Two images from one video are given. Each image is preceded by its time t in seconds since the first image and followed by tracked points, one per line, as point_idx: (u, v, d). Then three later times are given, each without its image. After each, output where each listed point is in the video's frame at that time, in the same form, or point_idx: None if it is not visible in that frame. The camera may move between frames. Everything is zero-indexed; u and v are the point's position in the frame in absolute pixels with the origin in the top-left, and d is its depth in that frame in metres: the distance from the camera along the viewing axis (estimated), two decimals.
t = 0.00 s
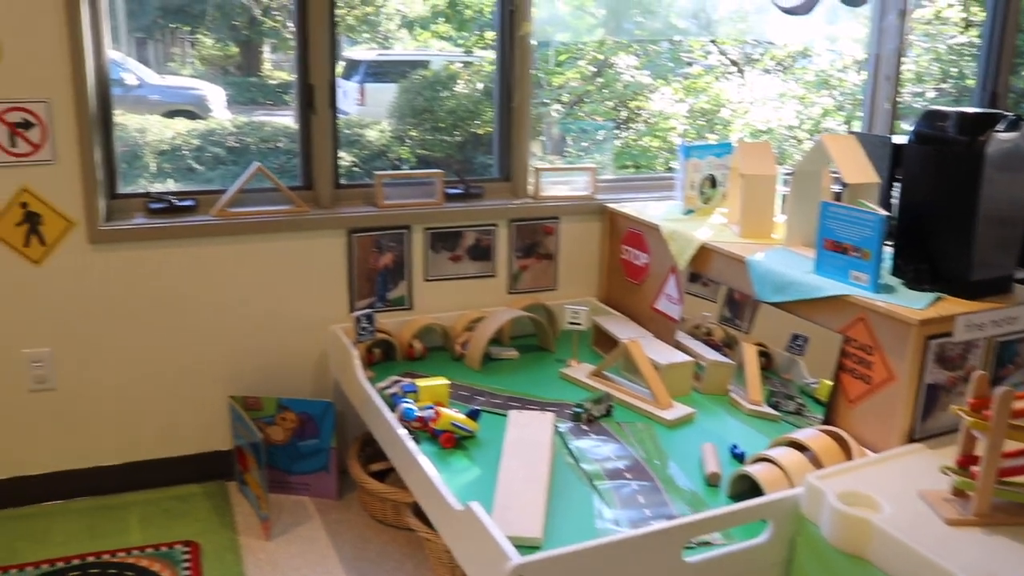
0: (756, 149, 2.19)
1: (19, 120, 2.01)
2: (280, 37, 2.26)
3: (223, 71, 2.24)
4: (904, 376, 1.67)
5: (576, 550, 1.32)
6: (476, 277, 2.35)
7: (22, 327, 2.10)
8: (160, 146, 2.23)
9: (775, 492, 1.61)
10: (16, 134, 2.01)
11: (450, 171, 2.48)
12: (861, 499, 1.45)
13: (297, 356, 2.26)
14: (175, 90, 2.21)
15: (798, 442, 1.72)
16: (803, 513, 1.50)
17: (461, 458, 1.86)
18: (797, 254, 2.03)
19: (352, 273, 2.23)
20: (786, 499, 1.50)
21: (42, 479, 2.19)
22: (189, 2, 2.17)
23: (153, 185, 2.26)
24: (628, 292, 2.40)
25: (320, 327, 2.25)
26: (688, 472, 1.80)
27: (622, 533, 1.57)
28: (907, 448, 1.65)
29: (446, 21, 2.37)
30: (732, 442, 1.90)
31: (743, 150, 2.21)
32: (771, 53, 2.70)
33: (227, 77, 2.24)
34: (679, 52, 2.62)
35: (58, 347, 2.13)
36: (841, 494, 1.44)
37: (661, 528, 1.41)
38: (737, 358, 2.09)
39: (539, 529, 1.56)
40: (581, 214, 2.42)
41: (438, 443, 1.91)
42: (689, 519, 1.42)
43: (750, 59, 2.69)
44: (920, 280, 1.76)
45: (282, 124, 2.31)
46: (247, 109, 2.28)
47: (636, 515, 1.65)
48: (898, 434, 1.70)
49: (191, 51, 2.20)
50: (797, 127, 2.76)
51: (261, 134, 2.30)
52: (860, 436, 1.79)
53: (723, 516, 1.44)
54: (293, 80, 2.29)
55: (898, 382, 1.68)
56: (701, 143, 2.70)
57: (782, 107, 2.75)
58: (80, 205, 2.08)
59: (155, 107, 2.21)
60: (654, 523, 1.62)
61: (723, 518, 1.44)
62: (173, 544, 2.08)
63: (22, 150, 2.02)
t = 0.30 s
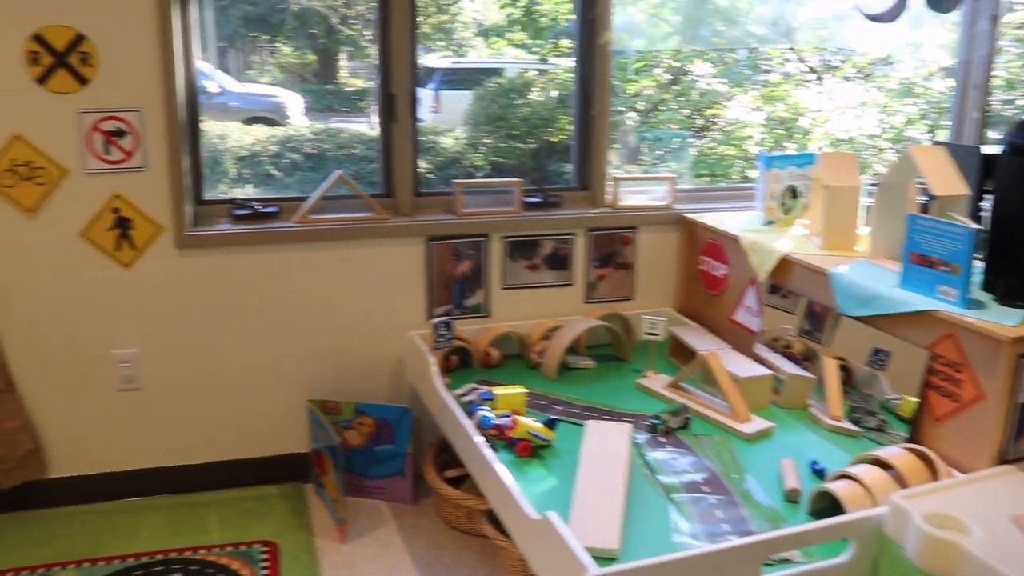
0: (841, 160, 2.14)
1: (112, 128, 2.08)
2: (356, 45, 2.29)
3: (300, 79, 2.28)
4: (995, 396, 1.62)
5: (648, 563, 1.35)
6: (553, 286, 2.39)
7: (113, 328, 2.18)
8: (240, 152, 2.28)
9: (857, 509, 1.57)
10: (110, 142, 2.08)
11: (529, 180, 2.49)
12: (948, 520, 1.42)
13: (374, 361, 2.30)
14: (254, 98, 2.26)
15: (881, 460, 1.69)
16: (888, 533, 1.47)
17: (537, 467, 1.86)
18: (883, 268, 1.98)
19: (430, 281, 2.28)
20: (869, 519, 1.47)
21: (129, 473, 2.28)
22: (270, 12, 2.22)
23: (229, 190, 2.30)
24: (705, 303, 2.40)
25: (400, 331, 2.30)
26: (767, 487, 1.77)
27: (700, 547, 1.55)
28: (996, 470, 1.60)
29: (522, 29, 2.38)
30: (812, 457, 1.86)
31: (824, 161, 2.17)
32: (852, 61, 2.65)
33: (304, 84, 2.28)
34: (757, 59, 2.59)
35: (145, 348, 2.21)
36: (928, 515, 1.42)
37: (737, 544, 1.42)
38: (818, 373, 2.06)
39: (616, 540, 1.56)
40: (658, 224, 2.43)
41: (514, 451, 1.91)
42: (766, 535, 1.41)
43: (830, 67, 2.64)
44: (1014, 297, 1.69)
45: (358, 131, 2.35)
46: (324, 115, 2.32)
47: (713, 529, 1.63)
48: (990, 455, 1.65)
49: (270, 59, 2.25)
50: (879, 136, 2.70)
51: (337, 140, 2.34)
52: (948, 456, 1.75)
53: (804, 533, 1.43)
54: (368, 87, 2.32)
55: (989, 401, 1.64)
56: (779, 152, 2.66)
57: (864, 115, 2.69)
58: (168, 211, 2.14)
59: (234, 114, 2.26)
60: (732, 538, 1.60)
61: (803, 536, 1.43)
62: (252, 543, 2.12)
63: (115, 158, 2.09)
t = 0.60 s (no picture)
0: (918, 173, 2.10)
1: (190, 133, 2.12)
2: (423, 51, 2.31)
3: (367, 84, 2.30)
4: None
5: None
6: (619, 295, 2.40)
7: (185, 328, 2.23)
8: (308, 156, 2.31)
9: (929, 532, 1.54)
10: (187, 146, 2.12)
11: (597, 189, 2.48)
12: None
13: (439, 366, 2.34)
14: (322, 102, 2.29)
15: (954, 481, 1.64)
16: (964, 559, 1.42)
17: (601, 477, 1.86)
18: (960, 283, 1.92)
19: (497, 288, 2.31)
20: (943, 543, 1.44)
21: (196, 470, 2.34)
22: (339, 18, 2.25)
23: (297, 194, 2.33)
24: (773, 316, 2.38)
25: (467, 336, 2.34)
26: (836, 505, 1.74)
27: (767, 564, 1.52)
28: None
29: (589, 37, 2.38)
30: (882, 476, 1.82)
31: (898, 173, 2.13)
32: (927, 70, 2.58)
33: (371, 89, 2.31)
34: (829, 69, 2.54)
35: (216, 349, 2.25)
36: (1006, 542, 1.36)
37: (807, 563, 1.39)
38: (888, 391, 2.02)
39: (682, 554, 1.54)
40: (726, 235, 2.43)
41: (579, 461, 1.90)
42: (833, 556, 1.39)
43: (903, 77, 2.59)
44: None
45: (423, 137, 2.36)
46: (389, 120, 2.33)
47: (781, 546, 1.60)
48: None
49: (337, 65, 2.27)
50: (954, 147, 2.61)
51: (402, 146, 2.35)
52: None
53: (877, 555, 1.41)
54: (433, 93, 2.34)
55: None
56: (848, 163, 2.63)
57: (937, 126, 2.62)
58: (241, 214, 2.18)
59: (302, 119, 2.29)
60: (799, 556, 1.56)
61: (874, 558, 1.40)
62: (314, 544, 2.14)
63: (191, 161, 2.13)
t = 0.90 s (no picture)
0: (966, 183, 2.07)
1: (233, 138, 2.14)
2: (461, 58, 2.31)
3: (405, 91, 2.32)
4: None
5: None
6: (658, 303, 2.40)
7: (226, 332, 2.26)
8: (347, 162, 2.33)
9: (975, 548, 1.50)
10: (230, 151, 2.15)
11: (635, 196, 2.47)
12: None
13: (477, 372, 2.35)
14: (360, 108, 2.30)
15: (999, 495, 1.60)
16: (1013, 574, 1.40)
17: (639, 485, 1.85)
18: (1006, 295, 1.89)
19: (536, 295, 2.32)
20: (990, 558, 1.43)
21: (235, 472, 2.36)
22: (378, 25, 2.26)
23: (335, 199, 2.35)
24: (814, 325, 2.36)
25: (505, 343, 2.35)
26: (878, 518, 1.71)
27: None
28: None
29: (628, 44, 2.37)
30: (925, 489, 1.79)
31: (946, 183, 2.10)
32: (972, 78, 2.54)
33: (409, 96, 2.32)
34: (870, 76, 2.50)
35: (255, 353, 2.28)
36: None
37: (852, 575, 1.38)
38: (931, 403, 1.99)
39: (720, 564, 1.52)
40: (767, 243, 2.41)
41: (617, 469, 1.90)
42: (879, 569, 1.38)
43: (947, 84, 2.55)
44: None
45: (460, 143, 2.37)
46: (427, 127, 2.35)
47: (820, 559, 1.57)
48: None
49: (376, 71, 2.29)
50: (999, 156, 2.58)
51: (441, 152, 2.37)
52: None
53: (917, 569, 1.38)
54: (471, 99, 2.35)
55: None
56: (890, 171, 2.60)
57: (982, 134, 2.58)
58: (283, 219, 2.20)
59: (341, 125, 2.31)
60: (840, 569, 1.54)
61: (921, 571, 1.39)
62: (351, 547, 2.15)
63: (234, 166, 2.16)
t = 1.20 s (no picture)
0: (1006, 188, 2.04)
1: (269, 139, 2.16)
2: (494, 59, 2.31)
3: (438, 92, 2.32)
4: None
5: None
6: (692, 306, 2.38)
7: (260, 331, 2.27)
8: (379, 163, 2.34)
9: (1015, 560, 1.47)
10: (266, 152, 2.16)
11: (669, 199, 2.46)
12: None
13: (509, 374, 2.36)
14: (392, 110, 2.31)
15: None
16: None
17: (671, 490, 1.83)
18: None
19: (569, 297, 2.32)
20: None
21: (267, 471, 2.37)
22: (411, 27, 2.27)
23: (366, 200, 2.36)
24: (849, 331, 2.34)
25: (537, 345, 2.35)
26: (915, 528, 1.69)
27: None
28: None
29: (662, 46, 2.36)
30: (964, 500, 1.77)
31: (986, 187, 2.07)
32: (1012, 80, 2.51)
33: (441, 97, 2.32)
34: (907, 79, 2.47)
35: (289, 352, 2.29)
36: None
37: None
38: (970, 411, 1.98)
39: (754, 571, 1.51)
40: (802, 247, 2.39)
41: (650, 473, 1.89)
42: None
43: (986, 86, 2.51)
44: None
45: (493, 144, 2.37)
46: (460, 128, 2.35)
47: (855, 568, 1.56)
48: None
49: (408, 73, 2.29)
50: None
51: (473, 153, 2.37)
52: None
53: None
54: (503, 101, 2.34)
55: None
56: (927, 175, 2.56)
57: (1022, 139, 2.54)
58: (318, 219, 2.21)
59: (374, 126, 2.32)
60: None
61: None
62: (381, 548, 2.15)
63: (270, 167, 2.17)
